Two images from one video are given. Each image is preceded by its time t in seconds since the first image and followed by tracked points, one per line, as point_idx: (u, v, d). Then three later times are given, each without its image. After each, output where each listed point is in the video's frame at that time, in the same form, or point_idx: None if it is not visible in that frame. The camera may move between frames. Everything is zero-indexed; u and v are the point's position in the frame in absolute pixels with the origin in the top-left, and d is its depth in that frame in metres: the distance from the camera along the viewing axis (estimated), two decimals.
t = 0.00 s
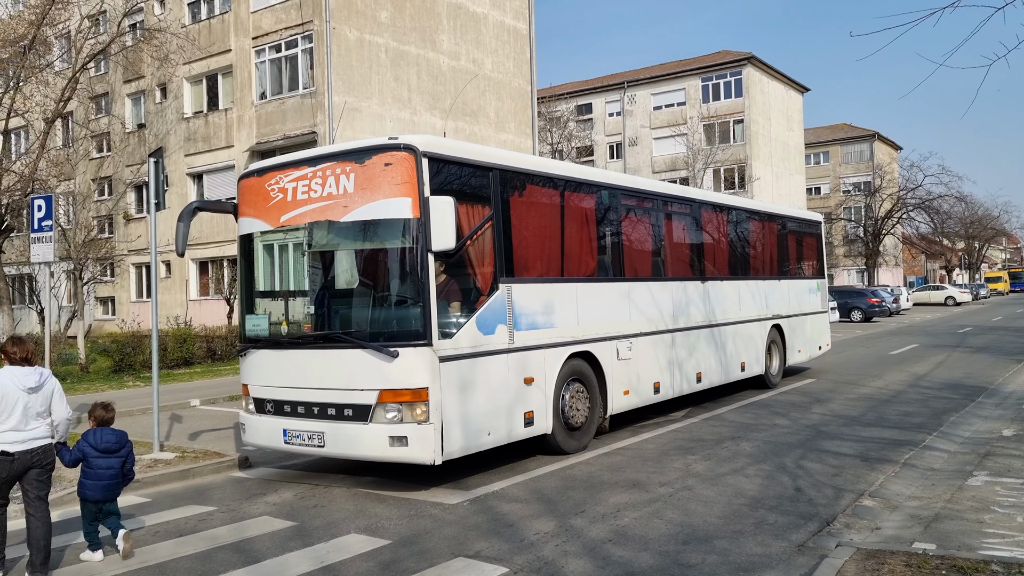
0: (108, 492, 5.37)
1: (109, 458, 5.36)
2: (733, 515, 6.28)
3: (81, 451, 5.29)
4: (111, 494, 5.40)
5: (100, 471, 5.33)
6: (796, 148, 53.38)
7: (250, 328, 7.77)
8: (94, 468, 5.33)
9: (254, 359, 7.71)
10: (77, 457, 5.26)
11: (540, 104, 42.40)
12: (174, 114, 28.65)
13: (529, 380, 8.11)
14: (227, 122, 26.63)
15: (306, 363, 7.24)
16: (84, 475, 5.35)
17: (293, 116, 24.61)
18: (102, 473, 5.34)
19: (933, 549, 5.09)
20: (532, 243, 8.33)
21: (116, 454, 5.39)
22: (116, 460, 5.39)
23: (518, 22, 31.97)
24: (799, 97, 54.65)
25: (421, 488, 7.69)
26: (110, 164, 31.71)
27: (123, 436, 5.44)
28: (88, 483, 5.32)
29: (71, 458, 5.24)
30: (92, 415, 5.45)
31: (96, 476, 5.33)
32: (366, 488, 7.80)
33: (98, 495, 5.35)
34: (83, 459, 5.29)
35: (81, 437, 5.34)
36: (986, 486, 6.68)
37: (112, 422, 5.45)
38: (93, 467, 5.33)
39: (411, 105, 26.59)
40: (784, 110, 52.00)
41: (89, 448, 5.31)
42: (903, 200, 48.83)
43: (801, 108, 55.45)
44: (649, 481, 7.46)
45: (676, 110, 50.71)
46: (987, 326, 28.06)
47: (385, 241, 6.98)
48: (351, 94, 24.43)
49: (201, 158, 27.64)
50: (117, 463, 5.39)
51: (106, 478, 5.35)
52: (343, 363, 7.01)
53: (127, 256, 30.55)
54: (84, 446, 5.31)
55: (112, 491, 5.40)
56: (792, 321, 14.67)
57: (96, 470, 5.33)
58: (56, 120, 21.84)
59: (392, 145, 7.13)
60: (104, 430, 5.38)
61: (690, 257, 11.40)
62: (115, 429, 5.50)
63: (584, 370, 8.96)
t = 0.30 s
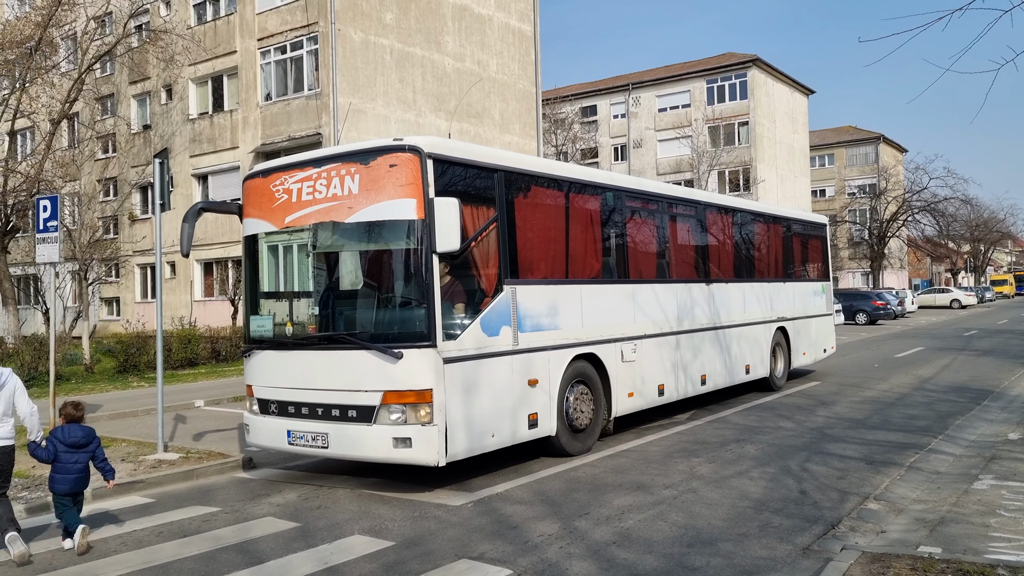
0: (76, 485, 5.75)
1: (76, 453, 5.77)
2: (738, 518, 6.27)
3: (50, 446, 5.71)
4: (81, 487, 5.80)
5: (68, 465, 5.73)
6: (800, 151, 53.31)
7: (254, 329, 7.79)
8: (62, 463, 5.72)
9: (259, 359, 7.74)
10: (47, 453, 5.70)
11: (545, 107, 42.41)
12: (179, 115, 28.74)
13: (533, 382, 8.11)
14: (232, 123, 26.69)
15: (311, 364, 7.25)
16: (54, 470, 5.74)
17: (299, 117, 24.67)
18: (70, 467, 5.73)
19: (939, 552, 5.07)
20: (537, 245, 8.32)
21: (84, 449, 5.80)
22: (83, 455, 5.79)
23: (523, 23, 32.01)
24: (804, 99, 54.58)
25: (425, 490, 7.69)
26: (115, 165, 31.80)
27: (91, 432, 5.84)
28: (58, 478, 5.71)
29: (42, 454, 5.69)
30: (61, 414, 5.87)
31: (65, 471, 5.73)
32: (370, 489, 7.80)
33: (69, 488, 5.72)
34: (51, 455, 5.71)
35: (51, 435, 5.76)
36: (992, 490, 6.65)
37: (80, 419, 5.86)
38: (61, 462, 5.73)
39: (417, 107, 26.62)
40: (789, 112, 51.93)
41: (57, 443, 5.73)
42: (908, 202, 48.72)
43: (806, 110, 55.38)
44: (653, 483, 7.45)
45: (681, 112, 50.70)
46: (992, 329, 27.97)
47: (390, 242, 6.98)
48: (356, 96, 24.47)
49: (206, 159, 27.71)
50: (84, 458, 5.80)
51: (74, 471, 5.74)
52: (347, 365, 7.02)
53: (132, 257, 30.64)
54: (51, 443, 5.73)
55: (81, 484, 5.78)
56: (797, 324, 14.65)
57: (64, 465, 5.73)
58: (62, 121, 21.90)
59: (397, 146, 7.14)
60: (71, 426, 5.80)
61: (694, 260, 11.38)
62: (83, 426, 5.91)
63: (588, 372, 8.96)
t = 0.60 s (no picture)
0: (56, 475, 6.06)
1: (55, 445, 6.09)
2: (740, 520, 6.26)
3: (29, 440, 5.99)
4: (59, 477, 6.10)
5: (47, 456, 6.03)
6: (804, 153, 53.25)
7: (257, 329, 7.79)
8: (41, 454, 6.02)
9: (261, 360, 7.74)
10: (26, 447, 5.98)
11: (548, 108, 42.42)
12: (183, 115, 28.79)
13: (535, 384, 8.11)
14: (235, 124, 26.73)
15: (313, 365, 7.25)
16: (32, 462, 6.02)
17: (302, 118, 24.70)
18: (49, 458, 6.03)
19: (942, 556, 5.06)
20: (539, 246, 8.32)
21: (60, 440, 6.12)
22: (60, 446, 6.11)
23: (526, 25, 32.03)
24: (807, 101, 54.55)
25: (427, 491, 7.69)
26: (119, 165, 31.86)
27: (65, 424, 6.18)
28: (38, 469, 6.00)
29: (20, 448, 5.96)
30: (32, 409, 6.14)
31: (44, 462, 6.02)
32: (372, 490, 7.80)
33: (49, 478, 6.03)
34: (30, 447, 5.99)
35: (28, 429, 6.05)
36: (995, 493, 6.64)
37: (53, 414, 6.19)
38: (40, 454, 6.02)
39: (420, 108, 26.64)
40: (792, 115, 51.88)
41: (35, 436, 6.02)
42: (912, 205, 48.66)
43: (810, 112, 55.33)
44: (656, 485, 7.44)
45: (684, 114, 50.73)
46: (995, 332, 27.94)
47: (393, 243, 6.99)
48: (359, 97, 24.51)
49: (210, 159, 27.75)
50: (61, 449, 6.12)
51: (53, 462, 6.05)
52: (349, 365, 7.03)
53: (136, 257, 30.68)
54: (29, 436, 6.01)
55: (59, 474, 6.08)
56: (800, 326, 14.63)
57: (44, 456, 6.02)
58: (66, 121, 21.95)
59: (400, 147, 7.15)
60: (47, 420, 6.11)
61: (697, 262, 11.36)
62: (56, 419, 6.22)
63: (590, 374, 8.96)
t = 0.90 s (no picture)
0: (27, 475, 6.24)
1: (27, 446, 6.27)
2: (741, 522, 6.25)
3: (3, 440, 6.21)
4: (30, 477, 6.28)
5: (19, 456, 6.22)
6: (806, 155, 53.23)
7: (258, 329, 7.79)
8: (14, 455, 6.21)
9: (262, 361, 7.74)
10: None
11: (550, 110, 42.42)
12: (185, 116, 28.81)
13: (536, 386, 8.10)
14: (238, 124, 26.76)
15: (314, 366, 7.25)
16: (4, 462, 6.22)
17: (304, 119, 24.72)
18: (21, 458, 6.22)
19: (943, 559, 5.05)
20: (541, 248, 8.32)
21: (33, 442, 6.31)
22: (33, 448, 6.30)
23: (529, 27, 32.07)
24: (809, 104, 54.55)
25: (427, 492, 7.68)
26: (121, 165, 31.90)
27: (39, 427, 6.37)
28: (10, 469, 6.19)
29: None
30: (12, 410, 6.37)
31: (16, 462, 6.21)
32: (372, 491, 7.79)
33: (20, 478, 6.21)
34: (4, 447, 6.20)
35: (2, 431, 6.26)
36: (996, 496, 6.62)
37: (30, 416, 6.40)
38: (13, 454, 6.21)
39: (422, 109, 26.67)
40: (795, 117, 51.87)
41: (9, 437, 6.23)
42: (914, 208, 48.86)
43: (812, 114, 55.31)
44: (656, 487, 7.43)
45: (687, 116, 50.84)
46: (997, 335, 27.93)
47: (394, 244, 6.99)
48: (361, 98, 24.54)
49: (212, 160, 27.79)
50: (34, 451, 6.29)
51: (25, 462, 6.23)
52: (350, 366, 7.03)
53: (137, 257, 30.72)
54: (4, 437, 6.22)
55: (30, 474, 6.26)
56: (802, 328, 14.61)
57: (16, 456, 6.21)
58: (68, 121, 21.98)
59: (402, 148, 7.15)
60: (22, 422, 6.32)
61: (699, 264, 11.34)
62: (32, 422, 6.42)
63: (591, 375, 8.95)
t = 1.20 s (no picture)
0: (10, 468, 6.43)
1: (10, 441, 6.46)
2: (741, 523, 6.25)
3: None
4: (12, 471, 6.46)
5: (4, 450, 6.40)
6: (807, 157, 53.23)
7: (258, 330, 7.78)
8: None
9: (262, 361, 7.74)
10: None
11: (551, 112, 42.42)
12: (186, 117, 28.82)
13: (536, 387, 8.09)
14: (239, 125, 26.76)
15: (315, 366, 7.25)
16: None
17: (305, 120, 24.73)
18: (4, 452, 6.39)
19: (943, 561, 5.05)
20: (541, 249, 8.31)
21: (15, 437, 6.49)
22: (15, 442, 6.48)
23: (530, 28, 32.08)
24: (810, 106, 54.56)
25: (427, 493, 7.67)
26: (122, 166, 31.91)
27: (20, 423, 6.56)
28: None
29: None
30: None
31: None
32: (372, 492, 7.79)
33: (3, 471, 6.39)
34: None
35: None
36: (997, 498, 6.62)
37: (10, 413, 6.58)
38: None
39: (423, 110, 26.69)
40: (795, 119, 51.89)
41: None
42: (915, 210, 48.88)
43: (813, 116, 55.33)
44: (657, 489, 7.43)
45: (688, 118, 50.95)
46: (998, 338, 27.88)
47: (394, 244, 6.99)
48: (362, 99, 24.55)
49: (213, 161, 27.80)
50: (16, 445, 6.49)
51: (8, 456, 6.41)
52: (350, 367, 7.02)
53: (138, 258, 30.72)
54: None
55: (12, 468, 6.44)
56: (802, 330, 14.59)
57: None
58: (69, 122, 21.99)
59: (403, 149, 7.16)
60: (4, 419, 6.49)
61: (699, 266, 11.34)
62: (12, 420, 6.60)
63: (592, 377, 8.95)
